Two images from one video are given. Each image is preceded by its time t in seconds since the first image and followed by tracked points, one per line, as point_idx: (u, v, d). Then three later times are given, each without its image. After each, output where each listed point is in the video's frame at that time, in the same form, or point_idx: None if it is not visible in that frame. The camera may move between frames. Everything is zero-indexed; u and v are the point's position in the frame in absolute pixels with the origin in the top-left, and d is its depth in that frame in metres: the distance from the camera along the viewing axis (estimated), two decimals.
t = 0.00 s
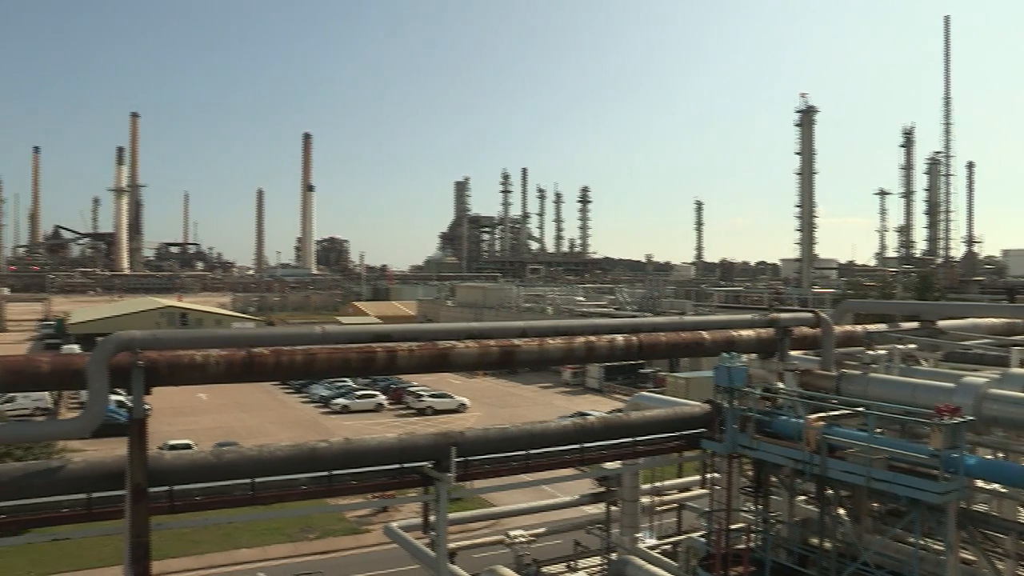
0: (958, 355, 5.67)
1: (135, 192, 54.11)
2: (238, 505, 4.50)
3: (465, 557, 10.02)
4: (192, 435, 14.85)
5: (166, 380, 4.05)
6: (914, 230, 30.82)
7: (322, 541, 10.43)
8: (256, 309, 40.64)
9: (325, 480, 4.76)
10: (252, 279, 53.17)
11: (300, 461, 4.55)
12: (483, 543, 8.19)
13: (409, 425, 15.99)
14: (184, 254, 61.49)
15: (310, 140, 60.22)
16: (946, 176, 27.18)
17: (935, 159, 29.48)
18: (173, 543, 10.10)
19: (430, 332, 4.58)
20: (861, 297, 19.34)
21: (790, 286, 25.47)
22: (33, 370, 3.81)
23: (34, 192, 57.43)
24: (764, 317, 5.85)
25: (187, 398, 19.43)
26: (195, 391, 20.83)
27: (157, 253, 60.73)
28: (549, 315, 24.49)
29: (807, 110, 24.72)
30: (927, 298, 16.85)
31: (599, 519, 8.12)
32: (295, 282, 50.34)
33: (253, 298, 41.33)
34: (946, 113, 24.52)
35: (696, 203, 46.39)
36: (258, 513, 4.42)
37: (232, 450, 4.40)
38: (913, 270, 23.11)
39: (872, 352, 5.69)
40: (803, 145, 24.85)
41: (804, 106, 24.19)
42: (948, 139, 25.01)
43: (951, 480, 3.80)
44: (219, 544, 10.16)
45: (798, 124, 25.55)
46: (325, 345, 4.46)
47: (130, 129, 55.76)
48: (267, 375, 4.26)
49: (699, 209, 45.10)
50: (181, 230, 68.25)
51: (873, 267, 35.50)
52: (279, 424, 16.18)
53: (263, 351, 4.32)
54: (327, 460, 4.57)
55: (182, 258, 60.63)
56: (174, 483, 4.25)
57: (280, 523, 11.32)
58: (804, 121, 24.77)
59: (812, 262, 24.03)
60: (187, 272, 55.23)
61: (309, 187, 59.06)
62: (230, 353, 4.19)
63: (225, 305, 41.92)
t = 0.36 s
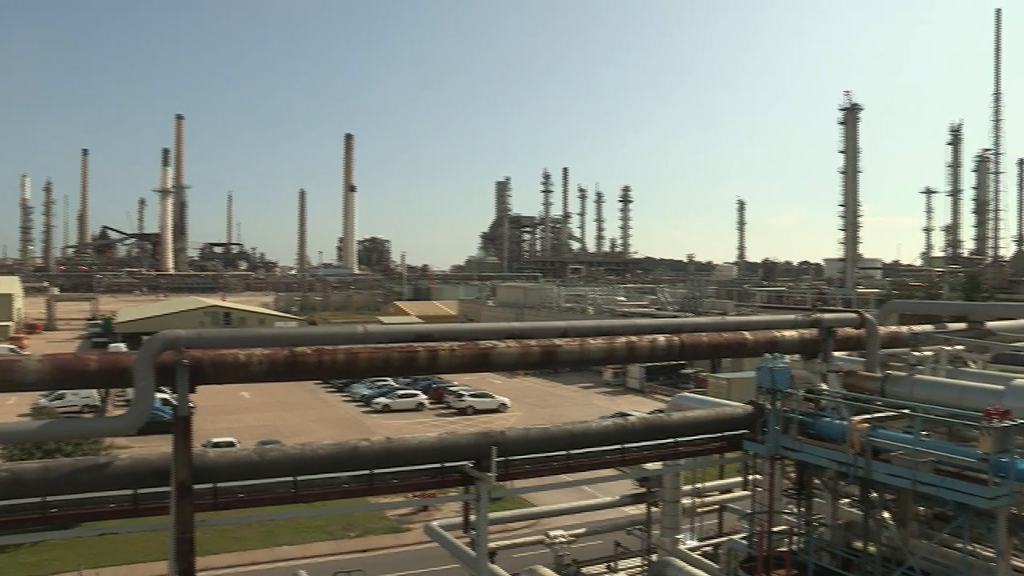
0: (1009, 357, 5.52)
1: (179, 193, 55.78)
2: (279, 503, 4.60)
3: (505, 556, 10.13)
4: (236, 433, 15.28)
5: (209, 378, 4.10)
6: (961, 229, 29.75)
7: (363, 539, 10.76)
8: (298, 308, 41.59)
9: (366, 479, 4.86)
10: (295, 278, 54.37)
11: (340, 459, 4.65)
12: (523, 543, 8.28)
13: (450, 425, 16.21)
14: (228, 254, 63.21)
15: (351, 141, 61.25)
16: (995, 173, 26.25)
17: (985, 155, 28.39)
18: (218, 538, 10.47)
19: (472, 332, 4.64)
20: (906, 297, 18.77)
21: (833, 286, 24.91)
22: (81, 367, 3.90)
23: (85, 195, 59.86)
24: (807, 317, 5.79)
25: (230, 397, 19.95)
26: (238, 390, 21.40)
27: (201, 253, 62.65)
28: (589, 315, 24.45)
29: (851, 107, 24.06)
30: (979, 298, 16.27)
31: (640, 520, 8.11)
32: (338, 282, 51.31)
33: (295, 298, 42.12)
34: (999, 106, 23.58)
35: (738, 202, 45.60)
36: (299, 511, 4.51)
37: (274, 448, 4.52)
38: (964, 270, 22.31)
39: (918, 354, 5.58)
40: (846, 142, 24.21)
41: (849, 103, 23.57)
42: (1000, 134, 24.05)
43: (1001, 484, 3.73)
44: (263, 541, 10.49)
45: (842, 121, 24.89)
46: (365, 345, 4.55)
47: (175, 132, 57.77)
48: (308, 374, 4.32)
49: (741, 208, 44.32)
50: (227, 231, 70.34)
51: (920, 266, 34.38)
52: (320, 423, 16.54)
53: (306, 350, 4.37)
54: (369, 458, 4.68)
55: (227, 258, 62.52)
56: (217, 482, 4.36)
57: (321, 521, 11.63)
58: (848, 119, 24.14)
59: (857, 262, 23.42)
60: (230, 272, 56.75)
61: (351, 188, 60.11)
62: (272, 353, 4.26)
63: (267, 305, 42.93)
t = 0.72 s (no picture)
0: None
1: (218, 194, 57.23)
2: (316, 501, 4.70)
3: (541, 556, 10.20)
4: (274, 432, 15.61)
5: (248, 377, 4.22)
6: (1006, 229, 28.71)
7: (398, 537, 11.00)
8: (335, 307, 42.33)
9: (402, 478, 4.93)
10: (332, 278, 55.21)
11: (377, 457, 4.75)
12: (558, 543, 8.33)
13: (485, 425, 16.34)
14: (266, 254, 64.59)
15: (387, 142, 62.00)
16: None
17: None
18: (256, 535, 10.77)
19: (510, 333, 4.68)
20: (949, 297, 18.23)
21: (871, 287, 24.36)
22: (123, 366, 3.98)
23: (126, 197, 61.80)
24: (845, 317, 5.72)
25: (268, 395, 20.37)
26: (275, 389, 21.85)
27: (240, 253, 64.24)
28: (626, 315, 24.33)
29: (891, 105, 23.42)
30: None
31: (676, 521, 8.07)
32: (374, 282, 52.05)
33: (333, 297, 42.96)
34: None
35: (776, 202, 44.74)
36: (335, 509, 4.61)
37: (310, 446, 4.64)
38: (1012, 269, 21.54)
39: (961, 355, 5.47)
40: (886, 140, 23.58)
41: (888, 100, 22.96)
42: None
43: None
44: (300, 538, 10.76)
45: (881, 119, 24.23)
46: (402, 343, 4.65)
47: (213, 134, 59.35)
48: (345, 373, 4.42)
49: (779, 207, 43.50)
50: (265, 232, 71.90)
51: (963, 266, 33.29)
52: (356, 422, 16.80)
53: (343, 349, 4.46)
54: (407, 456, 4.80)
55: (264, 258, 63.94)
56: (255, 479, 4.48)
57: (357, 520, 11.87)
58: (888, 117, 23.50)
59: (897, 262, 22.80)
60: (268, 272, 58.01)
61: (386, 188, 60.86)
62: (309, 353, 4.36)
63: (306, 304, 43.75)
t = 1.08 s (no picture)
0: None
1: (258, 196, 58.64)
2: (355, 499, 4.80)
3: (578, 556, 10.25)
4: (313, 431, 15.98)
5: (288, 377, 4.29)
6: None
7: (435, 536, 11.17)
8: (373, 307, 43.03)
9: (439, 477, 5.01)
10: (370, 279, 55.95)
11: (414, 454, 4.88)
12: (595, 544, 8.36)
13: (522, 425, 16.44)
14: (306, 255, 65.92)
15: (424, 143, 62.63)
16: None
17: None
18: (295, 532, 11.05)
19: (550, 332, 4.75)
20: (999, 297, 17.61)
21: (914, 287, 23.76)
22: (165, 364, 4.04)
23: (169, 199, 63.69)
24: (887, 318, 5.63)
25: (309, 395, 20.82)
26: (314, 388, 22.29)
27: (281, 253, 65.75)
28: (663, 315, 24.14)
29: (935, 101, 22.68)
30: None
31: (714, 523, 8.01)
32: (413, 282, 52.68)
33: (372, 297, 43.69)
34: None
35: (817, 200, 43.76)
36: (375, 507, 4.71)
37: (349, 445, 4.74)
38: None
39: (1007, 357, 5.36)
40: (929, 138, 22.86)
41: (932, 97, 22.27)
42: None
43: None
44: (339, 536, 11.01)
45: (925, 115, 23.50)
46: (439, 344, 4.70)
47: (254, 137, 60.81)
48: (384, 373, 4.48)
49: (821, 205, 42.49)
50: (306, 233, 73.42)
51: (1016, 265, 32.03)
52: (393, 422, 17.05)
53: (381, 349, 4.53)
54: (446, 455, 4.90)
55: (303, 258, 65.23)
56: (295, 477, 4.59)
57: (395, 518, 12.08)
58: (931, 114, 22.77)
59: (942, 261, 22.13)
60: (308, 272, 59.22)
61: (424, 188, 61.52)
62: (348, 353, 4.42)
63: (345, 304, 44.58)
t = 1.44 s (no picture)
0: None
1: (299, 197, 59.94)
2: (396, 497, 4.90)
3: (617, 555, 10.29)
4: (353, 429, 16.33)
5: (328, 375, 4.34)
6: None
7: (474, 536, 11.32)
8: (413, 306, 43.63)
9: (479, 477, 5.09)
10: (410, 278, 56.73)
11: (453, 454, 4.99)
12: (635, 545, 8.37)
13: (562, 425, 16.49)
14: (347, 255, 67.11)
15: (463, 143, 63.07)
16: None
17: None
18: (335, 529, 11.34)
19: (591, 332, 4.79)
20: None
21: (961, 286, 23.09)
22: (208, 363, 4.06)
23: (213, 201, 65.69)
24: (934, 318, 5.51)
25: (351, 394, 21.23)
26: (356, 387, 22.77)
27: (322, 253, 67.11)
28: (704, 315, 23.85)
29: (984, 96, 21.83)
30: None
31: (754, 525, 7.91)
32: (452, 282, 53.18)
33: (413, 296, 44.32)
34: None
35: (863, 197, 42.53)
36: (415, 505, 4.80)
37: (392, 445, 4.90)
38: None
39: None
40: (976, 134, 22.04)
41: (980, 92, 21.48)
42: None
43: None
44: (378, 534, 11.25)
45: (974, 110, 22.64)
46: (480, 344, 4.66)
47: (295, 139, 62.23)
48: (425, 372, 4.46)
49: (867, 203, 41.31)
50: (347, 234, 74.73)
51: None
52: (433, 421, 17.27)
53: (422, 348, 4.50)
54: (486, 453, 4.99)
55: (344, 258, 66.56)
56: (336, 475, 4.69)
57: (434, 517, 12.27)
58: (979, 110, 21.94)
59: (989, 260, 21.35)
60: (349, 272, 60.32)
61: (464, 188, 62.01)
62: (388, 351, 4.39)
63: (386, 304, 45.33)
